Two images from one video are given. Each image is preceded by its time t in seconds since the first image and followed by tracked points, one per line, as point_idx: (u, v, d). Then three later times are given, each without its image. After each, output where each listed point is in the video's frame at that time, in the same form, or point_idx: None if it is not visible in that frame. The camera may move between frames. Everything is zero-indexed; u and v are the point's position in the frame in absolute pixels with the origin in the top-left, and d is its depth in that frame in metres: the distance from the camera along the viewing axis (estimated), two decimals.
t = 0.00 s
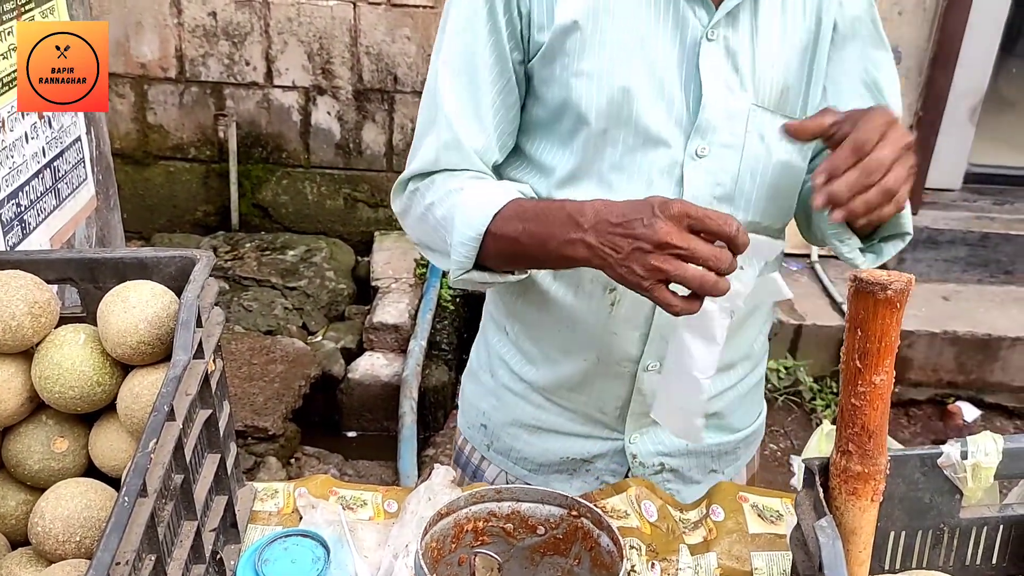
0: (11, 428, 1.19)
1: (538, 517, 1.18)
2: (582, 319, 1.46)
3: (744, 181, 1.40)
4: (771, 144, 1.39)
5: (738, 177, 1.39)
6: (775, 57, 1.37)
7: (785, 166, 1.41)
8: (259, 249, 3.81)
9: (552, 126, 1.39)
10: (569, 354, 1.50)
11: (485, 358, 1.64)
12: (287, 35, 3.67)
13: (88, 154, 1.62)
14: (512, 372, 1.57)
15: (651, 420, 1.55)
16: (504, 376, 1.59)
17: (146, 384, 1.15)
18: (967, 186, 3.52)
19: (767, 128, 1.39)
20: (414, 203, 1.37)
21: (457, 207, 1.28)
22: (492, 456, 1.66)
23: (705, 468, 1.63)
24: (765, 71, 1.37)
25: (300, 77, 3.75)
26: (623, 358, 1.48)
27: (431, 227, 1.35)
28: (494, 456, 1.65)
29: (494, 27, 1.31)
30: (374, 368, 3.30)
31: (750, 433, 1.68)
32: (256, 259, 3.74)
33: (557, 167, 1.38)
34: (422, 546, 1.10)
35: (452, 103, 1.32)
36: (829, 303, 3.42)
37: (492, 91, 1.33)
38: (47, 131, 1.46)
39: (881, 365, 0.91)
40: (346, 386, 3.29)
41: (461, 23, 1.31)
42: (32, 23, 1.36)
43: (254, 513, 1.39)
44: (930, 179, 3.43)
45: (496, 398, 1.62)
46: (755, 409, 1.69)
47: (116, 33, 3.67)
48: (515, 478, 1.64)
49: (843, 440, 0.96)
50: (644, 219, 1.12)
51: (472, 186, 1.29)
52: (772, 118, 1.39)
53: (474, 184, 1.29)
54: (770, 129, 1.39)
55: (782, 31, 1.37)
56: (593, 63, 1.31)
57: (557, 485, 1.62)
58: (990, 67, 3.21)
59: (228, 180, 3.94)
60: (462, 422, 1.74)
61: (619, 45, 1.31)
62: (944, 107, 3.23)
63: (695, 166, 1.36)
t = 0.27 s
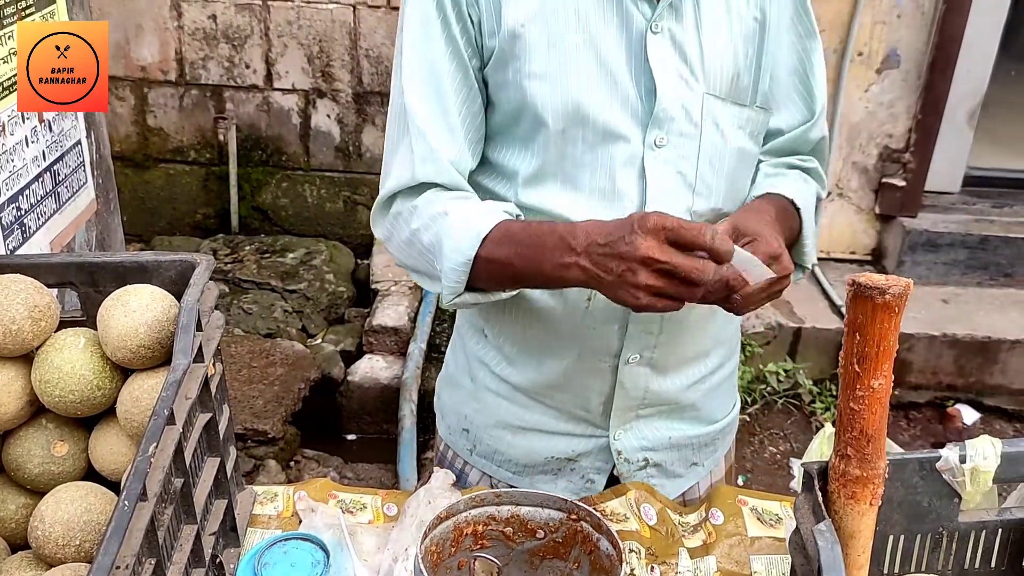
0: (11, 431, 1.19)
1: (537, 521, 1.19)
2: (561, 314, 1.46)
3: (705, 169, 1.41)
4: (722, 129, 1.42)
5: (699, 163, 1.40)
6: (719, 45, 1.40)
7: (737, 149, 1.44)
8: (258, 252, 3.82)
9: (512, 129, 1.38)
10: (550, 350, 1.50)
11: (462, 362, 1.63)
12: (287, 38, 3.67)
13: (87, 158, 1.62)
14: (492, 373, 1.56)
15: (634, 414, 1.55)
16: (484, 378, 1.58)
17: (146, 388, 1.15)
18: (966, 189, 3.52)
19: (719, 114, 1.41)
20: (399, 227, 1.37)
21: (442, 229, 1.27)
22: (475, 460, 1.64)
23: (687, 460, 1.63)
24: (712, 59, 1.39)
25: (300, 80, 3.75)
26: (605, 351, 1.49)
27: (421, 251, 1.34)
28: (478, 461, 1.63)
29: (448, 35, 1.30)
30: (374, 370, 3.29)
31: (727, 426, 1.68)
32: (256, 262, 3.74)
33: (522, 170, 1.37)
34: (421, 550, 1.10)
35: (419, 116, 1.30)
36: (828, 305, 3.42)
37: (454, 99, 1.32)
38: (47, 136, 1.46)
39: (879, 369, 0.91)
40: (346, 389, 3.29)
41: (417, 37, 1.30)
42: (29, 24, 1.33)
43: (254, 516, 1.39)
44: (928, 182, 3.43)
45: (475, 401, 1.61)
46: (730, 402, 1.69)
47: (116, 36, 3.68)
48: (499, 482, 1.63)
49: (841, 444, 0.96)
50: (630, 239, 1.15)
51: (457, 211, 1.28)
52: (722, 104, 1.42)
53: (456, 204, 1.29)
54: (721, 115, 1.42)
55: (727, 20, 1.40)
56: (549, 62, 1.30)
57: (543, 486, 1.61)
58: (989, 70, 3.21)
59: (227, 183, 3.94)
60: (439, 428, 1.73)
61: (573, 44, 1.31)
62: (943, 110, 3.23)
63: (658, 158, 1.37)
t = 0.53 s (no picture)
0: (13, 432, 1.19)
1: (538, 521, 1.18)
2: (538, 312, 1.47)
3: (682, 169, 1.43)
4: (699, 130, 1.44)
5: (676, 164, 1.43)
6: (694, 47, 1.41)
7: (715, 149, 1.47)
8: (259, 253, 3.82)
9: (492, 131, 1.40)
10: (528, 349, 1.50)
11: (440, 359, 1.64)
12: (288, 40, 3.68)
13: (89, 158, 1.62)
14: (470, 370, 1.57)
15: (611, 411, 1.56)
16: (461, 376, 1.58)
17: (147, 389, 1.15)
18: (966, 191, 3.52)
19: (696, 115, 1.43)
20: (383, 232, 1.39)
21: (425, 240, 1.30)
22: (453, 458, 1.64)
23: (663, 456, 1.64)
24: (687, 61, 1.41)
25: (300, 81, 3.76)
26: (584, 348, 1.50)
27: (403, 259, 1.38)
28: (455, 458, 1.64)
29: (424, 39, 1.32)
30: (374, 372, 3.29)
31: (701, 422, 1.70)
32: (257, 263, 3.74)
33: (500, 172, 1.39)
34: (422, 550, 1.10)
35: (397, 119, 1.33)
36: (829, 306, 3.42)
37: (433, 106, 1.35)
38: (48, 136, 1.46)
39: (879, 370, 0.92)
40: (347, 390, 3.29)
41: (396, 46, 1.33)
42: (32, 23, 1.33)
43: (255, 517, 1.39)
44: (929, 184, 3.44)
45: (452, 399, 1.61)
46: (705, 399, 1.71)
47: (117, 37, 3.68)
48: (476, 478, 1.63)
49: (842, 445, 0.96)
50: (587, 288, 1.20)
51: (436, 224, 1.30)
52: (698, 104, 1.43)
53: (437, 213, 1.32)
54: (698, 115, 1.44)
55: (701, 21, 1.42)
56: (524, 68, 1.33)
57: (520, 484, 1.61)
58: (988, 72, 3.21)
59: (228, 184, 3.94)
60: (418, 425, 1.73)
61: (549, 51, 1.33)
62: (943, 112, 3.23)
63: (633, 160, 1.39)
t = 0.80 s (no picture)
0: (14, 428, 1.20)
1: (537, 519, 1.18)
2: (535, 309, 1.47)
3: (691, 173, 1.49)
4: (707, 134, 1.49)
5: (686, 168, 1.48)
6: (705, 55, 1.46)
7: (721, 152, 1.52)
8: (259, 252, 3.82)
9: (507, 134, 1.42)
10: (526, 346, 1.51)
11: (439, 354, 1.65)
12: (289, 40, 3.68)
13: (90, 157, 1.62)
14: (469, 366, 1.57)
15: (608, 408, 1.58)
16: (460, 371, 1.59)
17: (148, 386, 1.16)
18: (967, 191, 3.52)
19: (705, 119, 1.49)
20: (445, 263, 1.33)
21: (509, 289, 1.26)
22: (450, 452, 1.67)
23: (660, 451, 1.65)
24: (697, 67, 1.45)
25: (301, 81, 3.76)
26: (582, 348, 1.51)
27: (470, 296, 1.33)
28: (452, 452, 1.66)
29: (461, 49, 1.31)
30: (375, 371, 3.29)
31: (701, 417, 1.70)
32: (257, 262, 3.74)
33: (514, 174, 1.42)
34: (422, 548, 1.10)
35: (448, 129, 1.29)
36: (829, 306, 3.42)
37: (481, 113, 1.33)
38: (50, 135, 1.47)
39: (877, 367, 0.92)
40: (347, 389, 3.29)
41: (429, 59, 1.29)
42: (31, 23, 1.34)
43: (255, 515, 1.40)
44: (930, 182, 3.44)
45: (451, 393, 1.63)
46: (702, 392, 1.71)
47: (118, 37, 3.69)
48: (473, 472, 1.65)
49: (840, 442, 0.97)
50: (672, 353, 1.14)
51: (525, 270, 1.27)
52: (707, 110, 1.49)
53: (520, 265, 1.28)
54: (706, 120, 1.49)
55: (711, 28, 1.47)
56: (550, 80, 1.34)
57: (515, 477, 1.64)
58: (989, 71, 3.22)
59: (229, 183, 3.95)
60: (418, 416, 1.75)
61: (574, 61, 1.35)
62: (943, 111, 3.23)
63: (645, 165, 1.44)
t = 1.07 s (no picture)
0: (19, 422, 1.20)
1: (541, 513, 1.18)
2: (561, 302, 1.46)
3: (730, 176, 1.46)
4: (749, 136, 1.46)
5: (725, 171, 1.45)
6: (744, 54, 1.43)
7: (762, 155, 1.49)
8: (262, 249, 3.82)
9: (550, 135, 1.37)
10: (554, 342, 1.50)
11: (466, 348, 1.66)
12: (292, 36, 3.69)
13: (94, 151, 1.62)
14: (496, 360, 1.57)
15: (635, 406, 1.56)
16: (487, 365, 1.59)
17: (152, 379, 1.16)
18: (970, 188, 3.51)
19: (746, 122, 1.45)
20: (512, 284, 1.22)
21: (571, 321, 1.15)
22: (474, 444, 1.68)
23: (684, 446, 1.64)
24: (736, 66, 1.42)
25: (304, 77, 3.76)
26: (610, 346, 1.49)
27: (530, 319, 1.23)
28: (477, 444, 1.67)
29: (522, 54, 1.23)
30: (378, 367, 3.30)
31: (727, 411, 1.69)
32: (260, 259, 3.75)
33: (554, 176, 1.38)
34: (427, 541, 1.10)
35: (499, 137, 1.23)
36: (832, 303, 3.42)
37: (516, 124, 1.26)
38: (54, 130, 1.47)
39: (881, 361, 0.92)
40: (351, 385, 3.29)
41: (485, 66, 1.21)
42: (31, 22, 1.34)
43: (259, 509, 1.40)
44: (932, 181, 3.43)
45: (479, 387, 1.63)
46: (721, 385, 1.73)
47: (121, 34, 3.69)
48: (498, 465, 1.66)
49: (843, 436, 0.97)
50: (720, 441, 0.99)
51: (588, 301, 1.17)
52: (749, 112, 1.45)
53: (584, 299, 1.17)
54: (748, 123, 1.45)
55: (752, 28, 1.43)
56: (599, 83, 1.29)
57: (539, 472, 1.63)
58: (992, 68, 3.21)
59: (232, 180, 3.95)
60: (444, 412, 1.76)
61: (622, 63, 1.30)
62: (947, 108, 3.23)
63: (685, 168, 1.41)
